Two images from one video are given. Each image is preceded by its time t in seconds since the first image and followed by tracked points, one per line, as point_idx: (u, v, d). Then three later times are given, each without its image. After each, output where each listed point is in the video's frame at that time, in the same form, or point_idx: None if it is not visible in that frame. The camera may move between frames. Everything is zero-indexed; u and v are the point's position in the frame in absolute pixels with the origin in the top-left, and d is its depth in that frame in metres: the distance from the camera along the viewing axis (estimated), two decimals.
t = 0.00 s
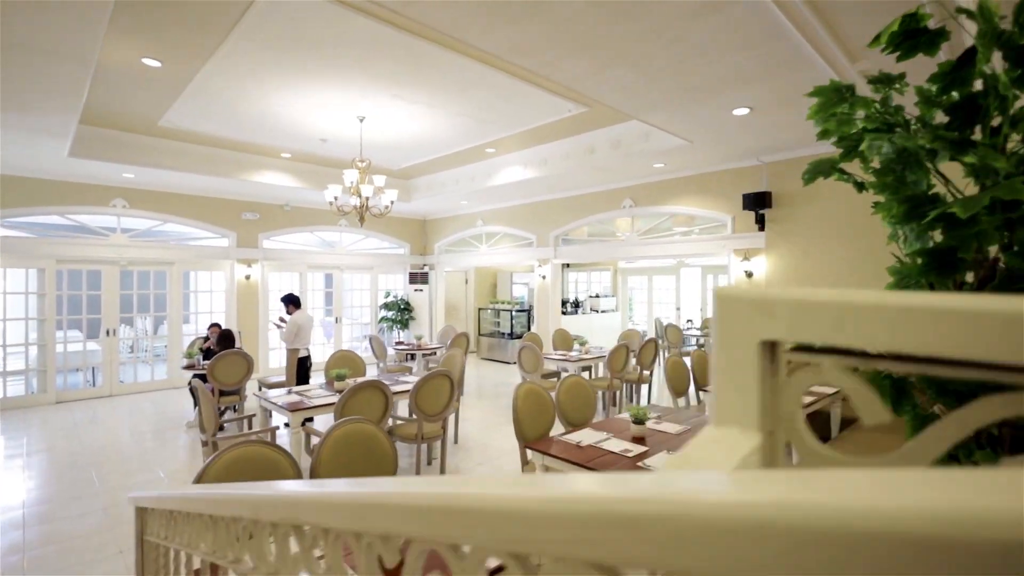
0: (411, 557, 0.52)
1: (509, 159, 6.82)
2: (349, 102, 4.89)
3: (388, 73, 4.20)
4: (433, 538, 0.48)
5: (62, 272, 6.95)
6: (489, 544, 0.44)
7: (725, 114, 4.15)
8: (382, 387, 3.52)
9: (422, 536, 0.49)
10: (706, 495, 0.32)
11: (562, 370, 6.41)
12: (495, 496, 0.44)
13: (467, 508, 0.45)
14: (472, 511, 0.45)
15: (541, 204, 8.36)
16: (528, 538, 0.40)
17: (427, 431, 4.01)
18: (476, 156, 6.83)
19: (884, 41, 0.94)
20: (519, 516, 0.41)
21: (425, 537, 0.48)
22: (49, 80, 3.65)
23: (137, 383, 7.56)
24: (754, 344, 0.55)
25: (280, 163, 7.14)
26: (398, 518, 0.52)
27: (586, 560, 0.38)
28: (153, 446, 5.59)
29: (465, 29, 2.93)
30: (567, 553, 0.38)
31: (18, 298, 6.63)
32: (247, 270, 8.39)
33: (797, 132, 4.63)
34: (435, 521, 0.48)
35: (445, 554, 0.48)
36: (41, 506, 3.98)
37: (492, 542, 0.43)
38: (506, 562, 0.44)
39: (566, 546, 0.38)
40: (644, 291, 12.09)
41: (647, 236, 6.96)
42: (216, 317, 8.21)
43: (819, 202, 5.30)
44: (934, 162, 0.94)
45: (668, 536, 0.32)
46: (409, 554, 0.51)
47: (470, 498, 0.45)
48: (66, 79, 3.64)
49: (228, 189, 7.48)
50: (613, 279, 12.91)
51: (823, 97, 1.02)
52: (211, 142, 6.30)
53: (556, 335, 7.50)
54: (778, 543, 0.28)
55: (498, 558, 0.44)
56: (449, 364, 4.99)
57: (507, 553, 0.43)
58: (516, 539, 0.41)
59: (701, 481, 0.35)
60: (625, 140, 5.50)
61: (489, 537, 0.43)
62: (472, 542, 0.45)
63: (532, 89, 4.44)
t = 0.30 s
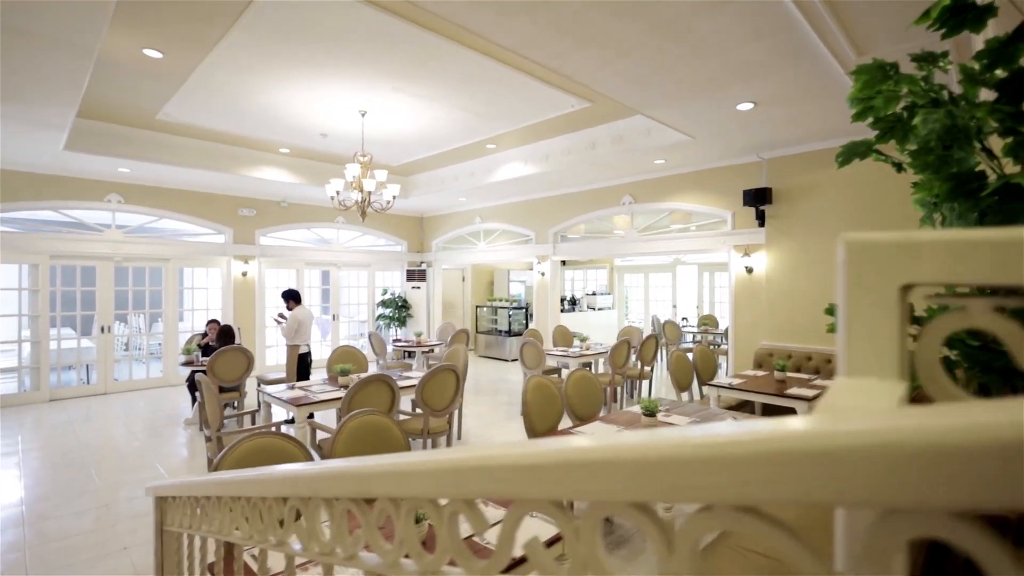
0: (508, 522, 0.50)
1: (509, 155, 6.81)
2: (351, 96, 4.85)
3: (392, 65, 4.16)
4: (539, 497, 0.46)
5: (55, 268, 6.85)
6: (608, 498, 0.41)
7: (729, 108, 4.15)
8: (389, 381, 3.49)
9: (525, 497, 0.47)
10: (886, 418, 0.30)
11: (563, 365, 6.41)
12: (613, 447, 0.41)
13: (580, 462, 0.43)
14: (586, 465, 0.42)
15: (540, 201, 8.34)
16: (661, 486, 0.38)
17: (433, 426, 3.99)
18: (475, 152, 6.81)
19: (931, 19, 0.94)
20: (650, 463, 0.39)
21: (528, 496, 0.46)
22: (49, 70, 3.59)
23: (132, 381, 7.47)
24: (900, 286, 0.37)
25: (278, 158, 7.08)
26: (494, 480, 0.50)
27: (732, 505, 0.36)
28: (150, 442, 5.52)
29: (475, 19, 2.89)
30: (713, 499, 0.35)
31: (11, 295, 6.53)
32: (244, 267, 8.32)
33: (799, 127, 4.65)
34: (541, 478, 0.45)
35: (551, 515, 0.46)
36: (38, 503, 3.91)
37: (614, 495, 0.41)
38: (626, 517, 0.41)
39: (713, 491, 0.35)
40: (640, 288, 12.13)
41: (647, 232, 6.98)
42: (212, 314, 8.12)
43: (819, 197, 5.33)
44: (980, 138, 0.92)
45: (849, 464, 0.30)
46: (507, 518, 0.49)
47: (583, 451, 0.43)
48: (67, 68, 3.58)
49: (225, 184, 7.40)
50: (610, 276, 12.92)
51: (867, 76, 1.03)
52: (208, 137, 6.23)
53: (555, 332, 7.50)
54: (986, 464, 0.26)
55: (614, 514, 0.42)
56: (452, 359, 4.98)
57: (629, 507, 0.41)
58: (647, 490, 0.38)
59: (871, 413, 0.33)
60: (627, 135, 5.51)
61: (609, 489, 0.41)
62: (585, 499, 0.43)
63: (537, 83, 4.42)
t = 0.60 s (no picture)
0: (593, 485, 0.48)
1: (509, 151, 6.79)
2: (352, 89, 4.81)
3: (396, 58, 4.13)
4: (633, 458, 0.44)
5: (48, 264, 6.75)
6: (716, 456, 0.40)
7: (734, 102, 4.16)
8: (393, 375, 3.46)
9: (618, 460, 0.45)
10: None
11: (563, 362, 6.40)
12: (722, 400, 0.40)
13: (683, 418, 0.41)
14: (696, 422, 0.40)
15: (539, 198, 8.33)
16: (786, 437, 0.36)
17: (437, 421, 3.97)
18: (475, 148, 6.78)
19: None
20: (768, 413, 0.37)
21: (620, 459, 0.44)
22: (47, 59, 3.53)
23: (127, 379, 7.38)
24: None
25: (275, 153, 7.01)
26: (577, 444, 0.48)
27: (876, 452, 0.34)
28: (147, 440, 5.45)
29: (485, 10, 2.87)
30: (861, 447, 0.34)
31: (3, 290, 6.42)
32: (240, 264, 8.20)
33: (801, 123, 4.66)
34: (637, 439, 0.43)
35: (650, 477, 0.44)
36: (36, 500, 3.84)
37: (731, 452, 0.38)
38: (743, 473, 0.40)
39: (851, 438, 0.34)
40: (637, 286, 12.15)
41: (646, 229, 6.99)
42: (207, 311, 8.05)
43: (820, 193, 5.35)
44: None
45: None
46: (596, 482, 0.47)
47: (688, 408, 0.41)
48: (66, 58, 3.52)
49: (221, 180, 7.33)
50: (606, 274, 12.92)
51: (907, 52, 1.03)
52: (205, 131, 6.16)
53: (555, 328, 7.49)
54: None
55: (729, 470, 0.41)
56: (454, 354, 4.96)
57: (749, 461, 0.39)
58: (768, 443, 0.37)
59: None
60: (628, 131, 5.50)
61: (723, 447, 0.39)
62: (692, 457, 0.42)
63: (541, 76, 4.40)
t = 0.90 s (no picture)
0: (677, 435, 0.46)
1: (508, 146, 6.77)
2: (352, 83, 4.77)
3: (398, 50, 4.10)
4: (726, 400, 0.41)
5: (40, 260, 6.64)
6: (823, 393, 0.38)
7: (737, 97, 4.16)
8: (398, 369, 3.43)
9: (707, 406, 0.43)
10: None
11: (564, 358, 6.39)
12: (828, 334, 0.37)
13: (783, 355, 0.39)
14: (798, 359, 0.38)
15: (537, 194, 8.30)
16: (906, 366, 0.34)
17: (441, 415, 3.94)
18: (475, 143, 6.75)
19: None
20: (885, 341, 0.35)
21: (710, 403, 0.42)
22: (43, 48, 3.47)
23: (121, 377, 7.28)
24: None
25: (272, 149, 6.95)
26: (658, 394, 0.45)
27: None
28: (144, 437, 5.37)
29: None
30: (993, 374, 0.32)
31: None
32: (236, 260, 8.09)
33: (802, 117, 4.68)
34: (729, 382, 0.41)
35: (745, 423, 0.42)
36: (31, 498, 3.76)
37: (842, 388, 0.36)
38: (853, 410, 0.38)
39: (994, 356, 0.31)
40: (634, 284, 12.16)
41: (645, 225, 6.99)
42: (203, 308, 7.98)
43: (820, 189, 5.37)
44: None
45: None
46: (682, 433, 0.45)
47: (787, 345, 0.39)
48: (62, 47, 3.46)
49: (217, 176, 7.25)
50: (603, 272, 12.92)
51: (947, 22, 1.02)
52: (201, 125, 6.09)
53: (554, 325, 7.48)
54: None
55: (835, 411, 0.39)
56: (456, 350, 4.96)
57: (861, 397, 0.37)
58: (887, 374, 0.34)
59: None
60: (630, 126, 5.50)
61: (830, 383, 0.37)
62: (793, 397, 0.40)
63: (544, 69, 4.37)
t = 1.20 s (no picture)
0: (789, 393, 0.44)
1: (509, 143, 6.75)
2: (353, 76, 4.73)
3: (402, 42, 4.06)
4: (851, 351, 0.39)
5: (31, 256, 6.51)
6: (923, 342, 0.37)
7: (742, 91, 4.17)
8: (405, 364, 3.40)
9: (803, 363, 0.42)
10: None
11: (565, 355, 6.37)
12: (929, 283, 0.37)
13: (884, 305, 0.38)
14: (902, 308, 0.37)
15: (536, 191, 8.28)
16: None
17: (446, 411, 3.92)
18: (474, 140, 6.72)
19: None
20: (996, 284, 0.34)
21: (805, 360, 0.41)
22: (40, 36, 3.40)
23: (115, 376, 7.17)
24: None
25: (270, 144, 6.88)
26: (769, 348, 0.43)
27: None
28: (140, 435, 5.28)
29: None
30: None
31: None
32: (231, 258, 8.02)
33: (805, 113, 4.70)
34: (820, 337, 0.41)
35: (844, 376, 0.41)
36: (27, 497, 3.68)
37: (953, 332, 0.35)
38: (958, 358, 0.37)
39: None
40: (631, 283, 12.18)
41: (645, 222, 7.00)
42: (198, 306, 7.87)
43: (821, 185, 5.40)
44: None
45: None
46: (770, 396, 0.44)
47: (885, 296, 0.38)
48: (59, 35, 3.39)
49: (214, 171, 7.17)
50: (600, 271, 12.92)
51: None
52: (198, 120, 6.01)
53: (554, 323, 7.47)
54: None
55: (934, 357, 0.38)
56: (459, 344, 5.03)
57: (996, 339, 0.35)
58: (995, 320, 0.34)
59: None
60: (632, 122, 5.50)
61: (939, 331, 0.36)
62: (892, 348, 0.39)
63: (548, 62, 4.36)
